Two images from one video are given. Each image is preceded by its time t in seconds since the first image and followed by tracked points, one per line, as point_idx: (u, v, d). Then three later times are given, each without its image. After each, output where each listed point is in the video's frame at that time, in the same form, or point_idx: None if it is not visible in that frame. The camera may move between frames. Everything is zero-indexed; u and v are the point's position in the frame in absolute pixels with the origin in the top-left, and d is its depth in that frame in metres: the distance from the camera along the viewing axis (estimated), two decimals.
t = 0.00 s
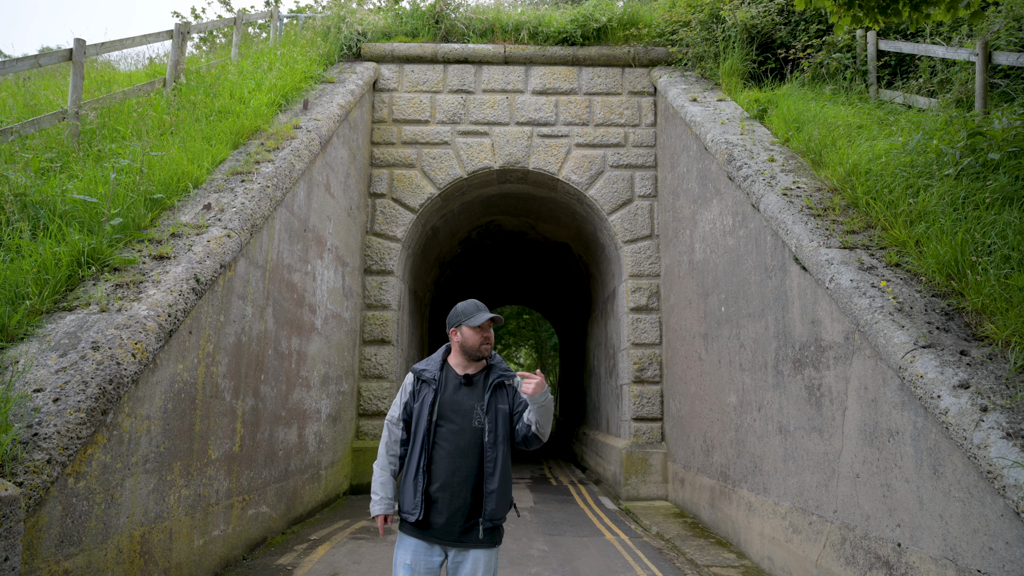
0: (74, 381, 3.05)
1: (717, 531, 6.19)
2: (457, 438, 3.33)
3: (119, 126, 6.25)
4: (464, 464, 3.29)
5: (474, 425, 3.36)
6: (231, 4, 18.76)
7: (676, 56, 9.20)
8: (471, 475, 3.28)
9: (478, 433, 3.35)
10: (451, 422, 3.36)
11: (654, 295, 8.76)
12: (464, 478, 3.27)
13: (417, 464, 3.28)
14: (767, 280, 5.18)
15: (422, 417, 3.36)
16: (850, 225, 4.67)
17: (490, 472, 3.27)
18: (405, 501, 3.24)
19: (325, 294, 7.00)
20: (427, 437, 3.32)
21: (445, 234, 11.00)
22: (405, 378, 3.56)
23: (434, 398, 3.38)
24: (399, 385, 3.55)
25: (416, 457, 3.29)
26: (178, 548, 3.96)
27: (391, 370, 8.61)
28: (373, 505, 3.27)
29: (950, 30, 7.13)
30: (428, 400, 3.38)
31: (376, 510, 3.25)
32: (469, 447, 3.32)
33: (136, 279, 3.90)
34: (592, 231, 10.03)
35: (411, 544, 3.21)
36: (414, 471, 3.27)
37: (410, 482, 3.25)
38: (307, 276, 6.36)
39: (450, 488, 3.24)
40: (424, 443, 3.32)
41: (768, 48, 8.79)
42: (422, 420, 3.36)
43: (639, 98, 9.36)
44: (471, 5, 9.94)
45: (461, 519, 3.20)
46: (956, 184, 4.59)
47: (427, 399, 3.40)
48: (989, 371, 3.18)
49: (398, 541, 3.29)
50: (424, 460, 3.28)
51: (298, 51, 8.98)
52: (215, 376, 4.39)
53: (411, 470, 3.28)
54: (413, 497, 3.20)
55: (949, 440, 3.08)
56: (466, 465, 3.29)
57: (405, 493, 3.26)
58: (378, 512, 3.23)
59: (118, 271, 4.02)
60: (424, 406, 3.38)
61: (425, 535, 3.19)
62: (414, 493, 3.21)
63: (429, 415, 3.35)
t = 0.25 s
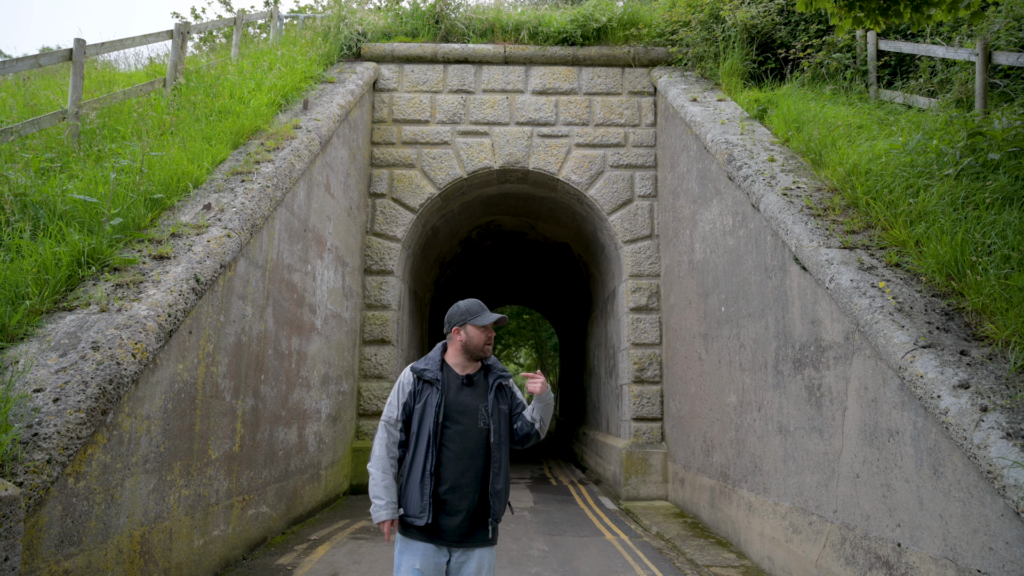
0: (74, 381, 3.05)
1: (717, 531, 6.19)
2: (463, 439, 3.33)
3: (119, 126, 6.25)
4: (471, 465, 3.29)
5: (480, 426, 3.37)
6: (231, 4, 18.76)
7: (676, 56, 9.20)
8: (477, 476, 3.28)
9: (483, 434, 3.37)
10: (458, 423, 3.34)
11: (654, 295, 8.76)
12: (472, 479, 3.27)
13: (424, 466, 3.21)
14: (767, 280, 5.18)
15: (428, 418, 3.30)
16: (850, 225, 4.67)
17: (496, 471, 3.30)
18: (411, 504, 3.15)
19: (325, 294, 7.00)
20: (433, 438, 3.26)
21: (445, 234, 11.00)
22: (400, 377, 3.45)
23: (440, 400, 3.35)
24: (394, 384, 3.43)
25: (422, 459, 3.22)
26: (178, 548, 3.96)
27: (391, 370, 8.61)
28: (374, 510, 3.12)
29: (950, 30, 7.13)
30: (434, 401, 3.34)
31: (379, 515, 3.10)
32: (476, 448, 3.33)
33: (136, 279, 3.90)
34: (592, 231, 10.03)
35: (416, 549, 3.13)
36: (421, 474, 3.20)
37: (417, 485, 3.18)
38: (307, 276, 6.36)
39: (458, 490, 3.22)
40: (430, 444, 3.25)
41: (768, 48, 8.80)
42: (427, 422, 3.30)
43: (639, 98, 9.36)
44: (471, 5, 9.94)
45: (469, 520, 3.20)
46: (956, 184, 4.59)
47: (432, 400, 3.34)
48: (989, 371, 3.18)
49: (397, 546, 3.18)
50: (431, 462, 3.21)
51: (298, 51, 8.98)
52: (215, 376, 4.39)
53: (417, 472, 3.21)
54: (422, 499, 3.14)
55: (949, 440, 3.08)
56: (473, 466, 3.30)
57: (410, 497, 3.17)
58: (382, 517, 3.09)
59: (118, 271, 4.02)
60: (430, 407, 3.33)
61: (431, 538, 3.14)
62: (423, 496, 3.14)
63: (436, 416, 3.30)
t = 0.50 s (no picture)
0: (74, 381, 3.05)
1: (717, 531, 6.19)
2: (469, 446, 3.12)
3: (119, 126, 6.25)
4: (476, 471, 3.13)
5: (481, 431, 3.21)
6: (231, 4, 18.74)
7: (676, 56, 9.20)
8: (479, 481, 3.12)
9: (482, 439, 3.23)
10: (465, 430, 3.11)
11: (654, 295, 8.76)
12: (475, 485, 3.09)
13: (439, 475, 2.92)
14: (767, 280, 5.18)
15: (442, 425, 3.01)
16: (850, 225, 4.67)
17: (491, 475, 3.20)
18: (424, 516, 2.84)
19: (325, 294, 7.00)
20: (447, 446, 2.98)
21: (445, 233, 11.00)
22: (404, 378, 3.02)
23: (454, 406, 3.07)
24: (397, 385, 3.00)
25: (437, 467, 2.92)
26: (178, 548, 3.96)
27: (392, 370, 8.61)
28: (390, 524, 2.71)
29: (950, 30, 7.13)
30: (448, 408, 3.04)
31: (398, 532, 2.71)
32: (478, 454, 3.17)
33: (136, 279, 3.90)
34: (592, 231, 10.03)
35: (427, 558, 2.85)
36: (436, 483, 2.90)
37: (431, 495, 2.88)
38: (307, 276, 6.35)
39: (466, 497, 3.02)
40: (443, 452, 2.96)
41: (768, 48, 8.80)
42: (441, 428, 3.00)
43: (639, 98, 9.36)
44: (471, 5, 9.94)
45: (473, 527, 3.03)
46: (956, 184, 4.59)
47: (444, 406, 3.04)
48: (989, 371, 3.18)
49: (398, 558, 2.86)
50: (446, 471, 2.94)
51: (298, 51, 8.98)
52: (215, 376, 4.39)
53: (430, 481, 2.90)
54: (438, 510, 2.87)
55: (949, 440, 3.08)
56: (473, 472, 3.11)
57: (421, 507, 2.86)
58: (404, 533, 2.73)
59: (118, 271, 4.02)
60: (443, 412, 3.03)
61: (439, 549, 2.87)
62: (440, 507, 2.87)
63: (450, 424, 3.02)
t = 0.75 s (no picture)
0: (74, 381, 3.05)
1: (717, 531, 6.18)
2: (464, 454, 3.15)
3: (119, 126, 6.25)
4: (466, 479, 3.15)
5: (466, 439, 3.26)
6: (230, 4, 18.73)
7: (676, 56, 9.20)
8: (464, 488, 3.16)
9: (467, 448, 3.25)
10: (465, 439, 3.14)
11: (654, 295, 8.76)
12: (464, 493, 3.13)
13: (453, 486, 2.90)
14: (767, 280, 5.18)
15: (456, 436, 2.99)
16: (850, 225, 4.67)
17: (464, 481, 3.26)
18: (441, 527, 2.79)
19: (325, 294, 7.00)
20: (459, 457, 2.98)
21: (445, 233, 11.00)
22: (430, 383, 2.87)
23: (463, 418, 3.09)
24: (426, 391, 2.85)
25: (453, 479, 2.88)
26: (178, 548, 3.96)
27: (391, 370, 8.61)
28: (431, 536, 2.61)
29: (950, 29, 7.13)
30: (459, 419, 3.05)
31: (438, 544, 2.61)
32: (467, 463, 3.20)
33: (136, 279, 3.90)
34: (591, 231, 10.03)
35: (427, 563, 2.76)
36: (451, 494, 2.87)
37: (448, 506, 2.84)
38: (307, 276, 6.35)
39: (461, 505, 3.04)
40: (456, 463, 2.94)
41: (768, 48, 8.80)
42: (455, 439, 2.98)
43: (640, 98, 9.36)
44: (471, 5, 9.94)
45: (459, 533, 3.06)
46: (956, 184, 4.60)
47: (457, 417, 3.03)
48: (989, 371, 3.18)
49: (398, 564, 2.72)
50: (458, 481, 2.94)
51: (298, 51, 8.98)
52: (215, 376, 4.39)
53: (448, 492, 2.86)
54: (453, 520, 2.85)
55: (949, 440, 3.08)
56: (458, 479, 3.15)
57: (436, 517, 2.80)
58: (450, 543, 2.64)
59: (118, 271, 4.02)
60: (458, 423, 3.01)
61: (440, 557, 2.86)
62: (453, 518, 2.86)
63: (461, 435, 3.03)
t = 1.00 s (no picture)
0: (74, 381, 3.05)
1: (717, 531, 6.18)
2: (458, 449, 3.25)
3: (119, 126, 6.25)
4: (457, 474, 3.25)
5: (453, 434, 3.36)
6: (230, 4, 18.72)
7: (676, 56, 9.20)
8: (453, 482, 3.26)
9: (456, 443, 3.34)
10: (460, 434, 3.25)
11: (654, 295, 8.76)
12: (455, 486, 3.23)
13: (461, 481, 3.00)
14: (767, 280, 5.18)
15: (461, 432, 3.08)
16: (850, 225, 4.67)
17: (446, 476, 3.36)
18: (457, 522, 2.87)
19: (325, 294, 7.00)
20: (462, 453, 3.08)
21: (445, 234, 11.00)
22: (441, 383, 2.93)
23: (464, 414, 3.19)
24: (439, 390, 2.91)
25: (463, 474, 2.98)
26: (178, 548, 3.96)
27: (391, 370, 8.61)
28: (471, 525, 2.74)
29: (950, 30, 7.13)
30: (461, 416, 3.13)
31: (480, 530, 2.75)
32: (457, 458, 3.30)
33: (136, 279, 3.90)
34: (591, 231, 10.03)
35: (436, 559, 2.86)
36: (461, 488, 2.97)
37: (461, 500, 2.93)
38: (307, 276, 6.36)
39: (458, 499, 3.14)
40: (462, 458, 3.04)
41: (768, 48, 8.80)
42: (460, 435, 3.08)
43: (639, 98, 9.35)
44: (471, 5, 9.94)
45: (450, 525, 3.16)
46: (956, 184, 4.59)
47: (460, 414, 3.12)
48: (989, 371, 3.18)
49: (410, 564, 2.78)
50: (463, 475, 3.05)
51: (298, 51, 8.98)
52: (215, 376, 4.39)
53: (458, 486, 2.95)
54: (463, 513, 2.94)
55: (949, 440, 3.08)
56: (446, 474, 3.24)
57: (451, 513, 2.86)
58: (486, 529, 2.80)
59: (118, 271, 4.02)
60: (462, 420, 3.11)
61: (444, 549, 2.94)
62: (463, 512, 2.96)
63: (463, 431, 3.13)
